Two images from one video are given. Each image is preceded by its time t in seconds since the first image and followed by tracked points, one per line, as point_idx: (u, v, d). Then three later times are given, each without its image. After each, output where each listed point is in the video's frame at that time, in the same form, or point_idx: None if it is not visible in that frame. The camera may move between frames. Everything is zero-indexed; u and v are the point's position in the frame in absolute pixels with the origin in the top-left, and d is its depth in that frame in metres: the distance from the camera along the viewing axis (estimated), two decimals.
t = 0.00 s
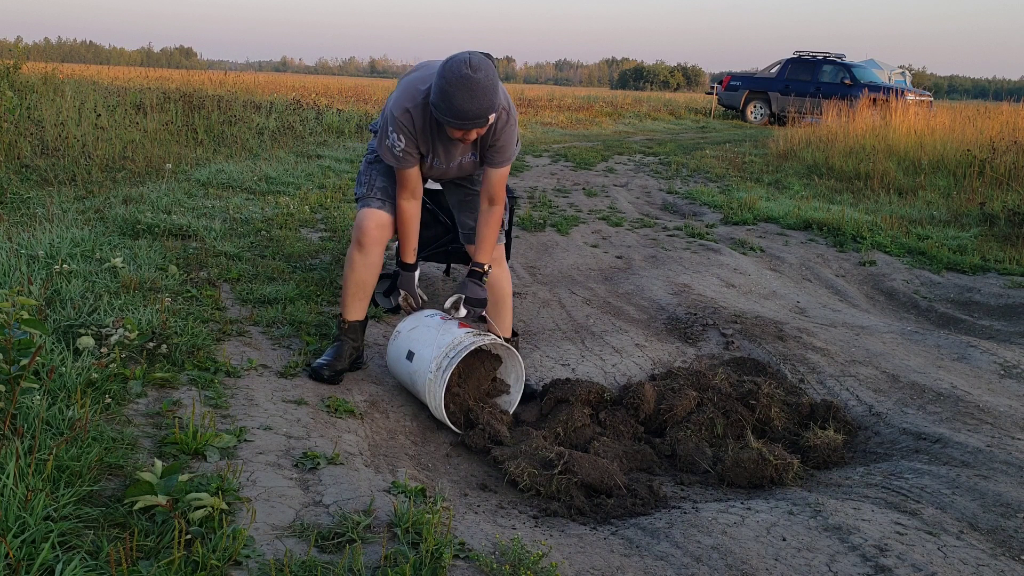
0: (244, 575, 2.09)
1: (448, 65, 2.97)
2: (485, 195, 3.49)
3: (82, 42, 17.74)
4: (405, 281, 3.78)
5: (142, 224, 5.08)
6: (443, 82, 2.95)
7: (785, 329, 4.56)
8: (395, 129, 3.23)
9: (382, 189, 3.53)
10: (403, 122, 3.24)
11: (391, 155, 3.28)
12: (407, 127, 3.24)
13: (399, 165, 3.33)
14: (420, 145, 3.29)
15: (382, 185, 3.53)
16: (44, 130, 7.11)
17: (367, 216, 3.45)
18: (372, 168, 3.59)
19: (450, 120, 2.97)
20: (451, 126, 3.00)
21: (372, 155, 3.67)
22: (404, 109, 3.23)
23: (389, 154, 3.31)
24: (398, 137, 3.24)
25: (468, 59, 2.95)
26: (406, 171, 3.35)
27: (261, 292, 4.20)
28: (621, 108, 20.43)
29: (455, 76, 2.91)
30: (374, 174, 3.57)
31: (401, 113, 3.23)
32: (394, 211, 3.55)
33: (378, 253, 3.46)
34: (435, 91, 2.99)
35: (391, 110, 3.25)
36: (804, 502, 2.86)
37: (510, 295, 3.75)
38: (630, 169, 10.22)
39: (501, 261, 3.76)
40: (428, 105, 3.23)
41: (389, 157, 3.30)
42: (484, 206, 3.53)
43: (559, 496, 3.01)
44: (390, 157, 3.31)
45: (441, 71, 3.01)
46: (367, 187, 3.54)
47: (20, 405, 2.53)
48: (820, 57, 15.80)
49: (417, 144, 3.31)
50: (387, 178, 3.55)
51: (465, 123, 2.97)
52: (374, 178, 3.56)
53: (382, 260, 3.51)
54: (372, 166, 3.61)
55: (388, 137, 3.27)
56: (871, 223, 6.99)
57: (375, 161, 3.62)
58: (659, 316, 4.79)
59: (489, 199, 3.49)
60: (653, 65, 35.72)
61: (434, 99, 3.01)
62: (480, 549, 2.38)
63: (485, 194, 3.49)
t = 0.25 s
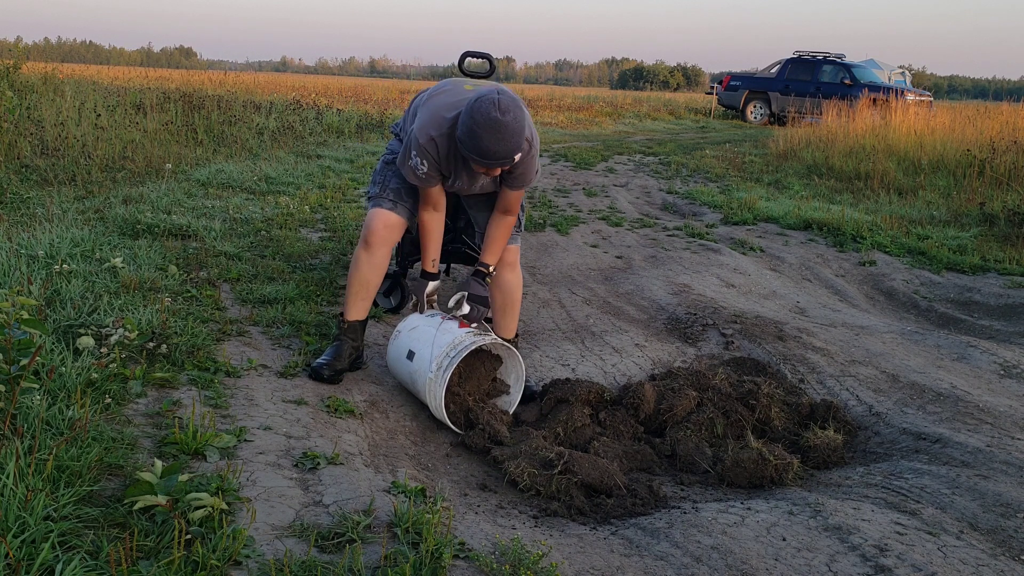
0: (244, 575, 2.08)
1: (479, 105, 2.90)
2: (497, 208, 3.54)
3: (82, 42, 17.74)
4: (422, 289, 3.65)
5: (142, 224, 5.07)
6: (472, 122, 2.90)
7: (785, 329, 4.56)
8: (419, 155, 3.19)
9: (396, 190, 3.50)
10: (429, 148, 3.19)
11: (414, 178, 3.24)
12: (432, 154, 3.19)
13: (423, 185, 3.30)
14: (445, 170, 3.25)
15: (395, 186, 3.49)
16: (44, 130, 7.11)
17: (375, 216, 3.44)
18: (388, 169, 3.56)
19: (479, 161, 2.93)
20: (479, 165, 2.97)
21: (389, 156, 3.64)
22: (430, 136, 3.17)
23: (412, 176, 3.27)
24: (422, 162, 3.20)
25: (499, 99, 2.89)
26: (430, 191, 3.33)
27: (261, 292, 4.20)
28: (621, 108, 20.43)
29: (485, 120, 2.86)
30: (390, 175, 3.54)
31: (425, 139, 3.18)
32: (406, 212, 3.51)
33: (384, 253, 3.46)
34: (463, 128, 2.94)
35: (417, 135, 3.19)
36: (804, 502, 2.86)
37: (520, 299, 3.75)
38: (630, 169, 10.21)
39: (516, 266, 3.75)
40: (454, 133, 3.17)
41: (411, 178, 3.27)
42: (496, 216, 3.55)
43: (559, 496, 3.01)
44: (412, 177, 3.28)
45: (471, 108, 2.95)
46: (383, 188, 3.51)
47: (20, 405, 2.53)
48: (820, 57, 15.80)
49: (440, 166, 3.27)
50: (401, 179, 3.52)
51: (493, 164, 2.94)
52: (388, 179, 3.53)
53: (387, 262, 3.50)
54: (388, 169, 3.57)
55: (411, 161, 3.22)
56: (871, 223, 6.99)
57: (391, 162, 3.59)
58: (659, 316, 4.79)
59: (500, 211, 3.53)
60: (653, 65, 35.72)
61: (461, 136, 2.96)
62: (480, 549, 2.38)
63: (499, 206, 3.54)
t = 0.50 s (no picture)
0: None
1: (520, 117, 2.96)
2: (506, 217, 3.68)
3: (82, 42, 17.74)
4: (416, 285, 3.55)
5: (142, 224, 5.07)
6: (512, 132, 2.95)
7: (785, 329, 4.56)
8: (442, 160, 3.21)
9: (399, 192, 3.51)
10: (452, 156, 3.21)
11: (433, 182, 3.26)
12: (456, 162, 3.22)
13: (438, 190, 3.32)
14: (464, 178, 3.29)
15: (399, 189, 3.50)
16: (44, 130, 7.11)
17: (377, 218, 3.44)
18: (393, 170, 3.56)
19: (517, 171, 3.00)
20: (514, 175, 3.04)
21: (395, 156, 3.64)
22: (456, 145, 3.19)
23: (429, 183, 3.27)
24: (443, 167, 3.22)
25: (540, 114, 2.97)
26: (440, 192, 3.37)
27: (261, 292, 4.20)
28: (621, 108, 20.43)
29: (528, 134, 2.93)
30: (394, 176, 3.54)
31: (451, 148, 3.20)
32: (408, 215, 3.52)
33: (385, 255, 3.45)
34: (501, 139, 2.99)
35: (441, 142, 3.20)
36: (804, 502, 2.86)
37: (522, 302, 3.83)
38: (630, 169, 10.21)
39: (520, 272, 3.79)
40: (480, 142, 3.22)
41: (428, 184, 3.27)
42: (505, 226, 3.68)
43: (559, 496, 3.01)
44: (429, 184, 3.28)
45: (510, 118, 3.00)
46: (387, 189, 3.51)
47: (20, 405, 2.52)
48: (820, 57, 15.79)
49: (458, 174, 3.30)
50: (406, 181, 3.52)
51: (530, 175, 3.02)
52: (392, 181, 3.52)
53: (388, 264, 3.50)
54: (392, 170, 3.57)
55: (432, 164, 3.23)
56: (871, 223, 6.99)
57: (397, 163, 3.59)
58: (659, 316, 4.79)
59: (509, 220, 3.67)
60: (654, 65, 35.72)
61: (497, 145, 3.01)
62: (480, 549, 2.38)
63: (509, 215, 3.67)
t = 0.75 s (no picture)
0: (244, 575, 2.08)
1: (537, 106, 3.00)
2: (508, 217, 3.70)
3: (82, 42, 17.75)
4: (441, 262, 3.47)
5: (142, 224, 5.07)
6: (535, 123, 2.98)
7: (785, 329, 4.57)
8: (453, 146, 3.25)
9: (401, 194, 3.52)
10: (464, 143, 3.26)
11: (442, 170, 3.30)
12: (467, 148, 3.27)
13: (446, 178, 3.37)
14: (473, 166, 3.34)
15: (400, 190, 3.51)
16: (44, 130, 7.11)
17: (379, 217, 3.45)
18: (395, 171, 3.58)
19: (530, 160, 3.03)
20: (527, 163, 3.07)
21: (396, 156, 3.67)
22: (468, 131, 3.24)
23: (438, 169, 3.33)
24: (453, 153, 3.27)
25: (562, 106, 3.01)
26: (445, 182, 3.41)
27: (261, 292, 4.20)
28: (621, 108, 20.43)
29: (549, 122, 2.96)
30: (396, 176, 3.56)
31: (465, 134, 3.24)
32: (409, 216, 3.53)
33: (386, 255, 3.44)
34: (520, 127, 3.02)
35: (454, 128, 3.24)
36: (804, 502, 2.86)
37: (525, 303, 3.82)
38: (630, 169, 10.21)
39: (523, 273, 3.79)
40: (495, 132, 3.26)
41: (437, 170, 3.33)
42: (507, 226, 3.71)
43: (559, 496, 3.01)
44: (438, 170, 3.34)
45: (529, 108, 3.04)
46: (388, 190, 3.53)
47: (20, 405, 2.52)
48: (820, 57, 15.79)
49: (468, 162, 3.34)
50: (408, 184, 3.55)
51: (543, 165, 3.05)
52: (394, 181, 3.55)
53: (389, 264, 3.49)
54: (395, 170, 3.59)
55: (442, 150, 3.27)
56: (871, 223, 6.99)
57: (399, 164, 3.61)
58: (659, 316, 4.79)
59: (512, 221, 3.70)
60: (653, 65, 35.72)
61: (517, 134, 3.04)
62: (480, 549, 2.38)
63: (512, 216, 3.71)
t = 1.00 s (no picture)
0: None
1: (551, 96, 3.01)
2: (515, 216, 3.69)
3: (82, 42, 17.75)
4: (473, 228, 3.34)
5: (142, 224, 5.07)
6: (548, 112, 2.99)
7: (785, 329, 4.56)
8: (464, 137, 3.25)
9: (403, 195, 3.49)
10: (474, 134, 3.26)
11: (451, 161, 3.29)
12: (477, 140, 3.27)
13: (454, 170, 3.35)
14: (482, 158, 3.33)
15: (402, 191, 3.49)
16: (44, 130, 7.11)
17: (380, 218, 3.43)
18: (397, 173, 3.57)
19: (543, 149, 3.03)
20: (539, 153, 3.07)
21: (399, 158, 3.66)
22: (479, 122, 3.24)
23: (448, 161, 3.32)
24: (463, 144, 3.26)
25: (576, 97, 3.03)
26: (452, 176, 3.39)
27: (261, 292, 4.20)
28: (621, 108, 20.44)
29: (564, 112, 2.97)
30: (399, 178, 3.55)
31: (475, 125, 3.24)
32: (411, 218, 3.50)
33: (388, 255, 3.43)
34: (533, 117, 3.03)
35: (465, 119, 3.24)
36: (804, 502, 2.86)
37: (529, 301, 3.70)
38: (630, 169, 10.21)
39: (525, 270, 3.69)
40: (505, 125, 3.27)
41: (447, 162, 3.32)
42: (513, 224, 3.69)
43: (559, 496, 3.01)
44: (447, 162, 3.33)
45: (542, 98, 3.06)
46: (391, 191, 3.51)
47: (20, 405, 2.52)
48: (820, 57, 15.79)
49: (476, 155, 3.34)
50: (410, 185, 3.53)
51: (556, 155, 3.05)
52: (397, 183, 3.53)
53: (390, 264, 3.48)
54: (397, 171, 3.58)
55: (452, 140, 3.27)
56: (871, 223, 6.98)
57: (401, 166, 3.60)
58: (659, 316, 4.78)
59: (519, 219, 3.68)
60: (654, 65, 35.72)
61: (530, 124, 3.04)
62: (480, 549, 2.38)
63: (518, 214, 3.69)
